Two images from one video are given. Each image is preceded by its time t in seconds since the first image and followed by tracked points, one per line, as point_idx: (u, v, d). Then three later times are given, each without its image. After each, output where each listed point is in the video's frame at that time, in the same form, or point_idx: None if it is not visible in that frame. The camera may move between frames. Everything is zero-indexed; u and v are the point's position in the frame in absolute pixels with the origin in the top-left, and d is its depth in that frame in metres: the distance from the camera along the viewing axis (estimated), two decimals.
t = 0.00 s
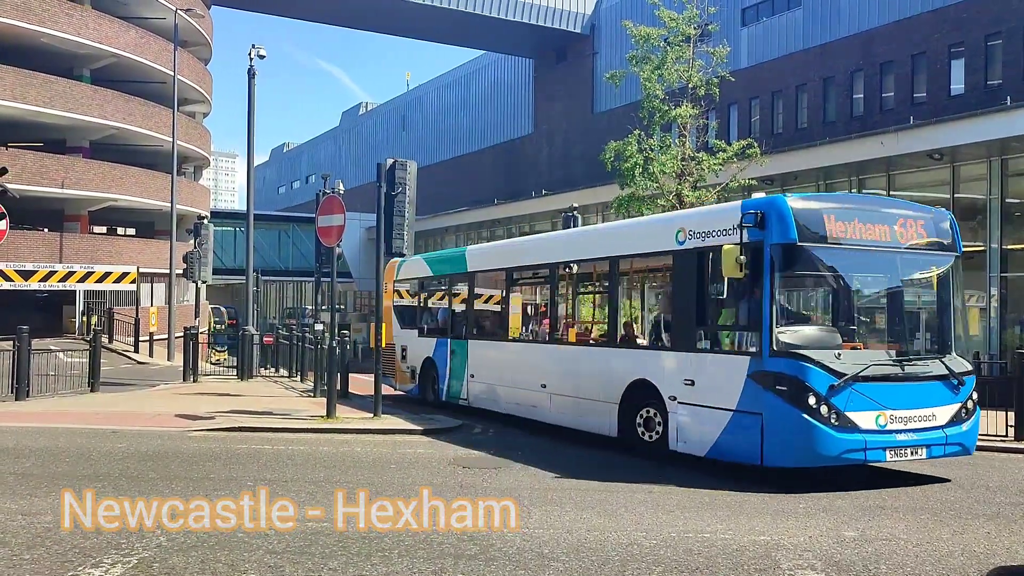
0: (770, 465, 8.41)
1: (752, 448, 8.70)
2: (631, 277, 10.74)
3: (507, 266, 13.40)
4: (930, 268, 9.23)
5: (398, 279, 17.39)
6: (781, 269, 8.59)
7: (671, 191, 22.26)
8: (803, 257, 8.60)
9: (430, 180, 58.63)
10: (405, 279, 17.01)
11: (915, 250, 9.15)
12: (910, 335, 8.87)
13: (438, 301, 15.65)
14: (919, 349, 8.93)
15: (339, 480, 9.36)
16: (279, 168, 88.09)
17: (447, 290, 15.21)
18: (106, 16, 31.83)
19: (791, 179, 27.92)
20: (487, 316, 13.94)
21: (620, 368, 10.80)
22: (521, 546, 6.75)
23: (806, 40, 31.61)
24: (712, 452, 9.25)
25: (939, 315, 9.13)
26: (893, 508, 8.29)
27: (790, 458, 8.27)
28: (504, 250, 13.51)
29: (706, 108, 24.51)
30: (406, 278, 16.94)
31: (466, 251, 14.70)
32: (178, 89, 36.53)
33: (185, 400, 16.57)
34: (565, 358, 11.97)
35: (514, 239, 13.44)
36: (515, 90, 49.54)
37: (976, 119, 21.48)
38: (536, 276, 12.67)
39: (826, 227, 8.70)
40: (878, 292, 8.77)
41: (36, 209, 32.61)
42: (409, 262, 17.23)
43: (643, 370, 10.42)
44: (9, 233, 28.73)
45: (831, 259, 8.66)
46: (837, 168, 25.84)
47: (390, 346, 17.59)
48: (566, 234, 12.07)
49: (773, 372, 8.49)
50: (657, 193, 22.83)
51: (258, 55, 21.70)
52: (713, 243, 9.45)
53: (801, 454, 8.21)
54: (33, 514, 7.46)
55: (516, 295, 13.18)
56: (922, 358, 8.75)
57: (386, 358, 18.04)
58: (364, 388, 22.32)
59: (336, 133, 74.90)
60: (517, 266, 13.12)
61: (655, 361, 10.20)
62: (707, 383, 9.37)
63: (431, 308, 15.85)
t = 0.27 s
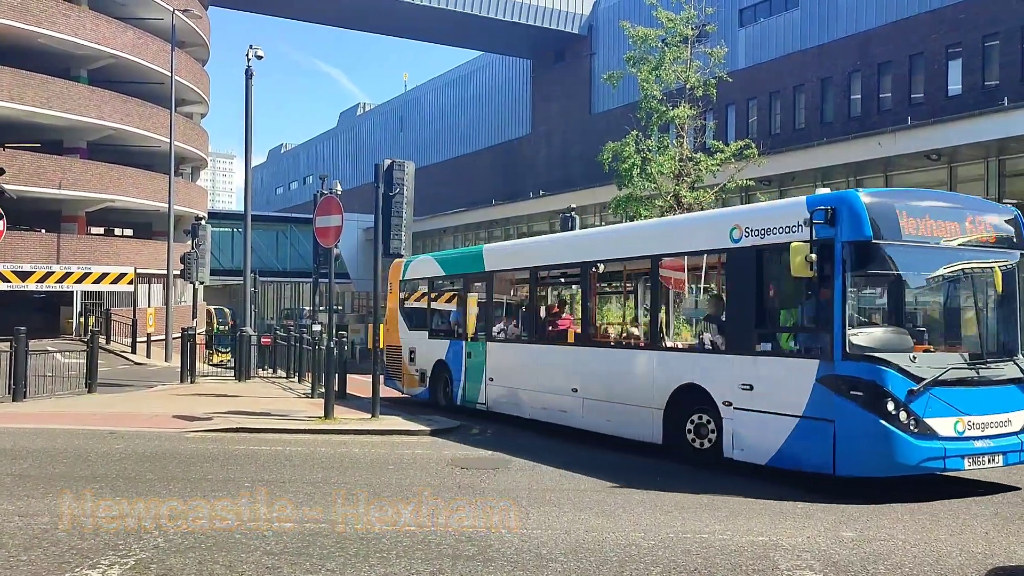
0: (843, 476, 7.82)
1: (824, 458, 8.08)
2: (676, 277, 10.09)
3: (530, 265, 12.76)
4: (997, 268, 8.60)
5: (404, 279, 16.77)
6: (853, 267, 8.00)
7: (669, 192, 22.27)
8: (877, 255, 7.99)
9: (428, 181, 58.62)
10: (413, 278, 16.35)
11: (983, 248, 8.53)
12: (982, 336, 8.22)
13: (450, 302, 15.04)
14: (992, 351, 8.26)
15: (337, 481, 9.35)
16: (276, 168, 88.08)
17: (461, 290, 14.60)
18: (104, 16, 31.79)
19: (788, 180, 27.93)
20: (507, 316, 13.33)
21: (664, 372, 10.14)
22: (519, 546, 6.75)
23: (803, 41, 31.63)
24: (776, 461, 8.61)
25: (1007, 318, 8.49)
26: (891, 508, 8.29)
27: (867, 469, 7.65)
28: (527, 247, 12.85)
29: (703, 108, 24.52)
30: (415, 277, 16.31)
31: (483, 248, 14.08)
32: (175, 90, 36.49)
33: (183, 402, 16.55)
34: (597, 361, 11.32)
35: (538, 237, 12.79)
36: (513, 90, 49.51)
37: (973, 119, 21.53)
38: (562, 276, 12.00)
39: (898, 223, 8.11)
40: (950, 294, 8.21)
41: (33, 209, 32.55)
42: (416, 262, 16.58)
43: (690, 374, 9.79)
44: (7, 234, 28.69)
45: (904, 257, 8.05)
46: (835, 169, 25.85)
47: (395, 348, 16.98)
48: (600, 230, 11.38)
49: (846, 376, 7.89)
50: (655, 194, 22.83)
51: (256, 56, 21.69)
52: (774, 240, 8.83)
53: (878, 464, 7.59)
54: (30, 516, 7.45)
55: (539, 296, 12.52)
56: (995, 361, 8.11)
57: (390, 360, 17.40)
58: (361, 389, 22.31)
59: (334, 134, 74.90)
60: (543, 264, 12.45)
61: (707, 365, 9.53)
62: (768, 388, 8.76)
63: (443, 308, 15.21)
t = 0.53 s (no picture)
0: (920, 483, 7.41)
1: (896, 465, 7.66)
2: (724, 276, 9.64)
3: (553, 264, 12.23)
4: None
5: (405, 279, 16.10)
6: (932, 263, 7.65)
7: (661, 193, 22.30)
8: (955, 251, 7.62)
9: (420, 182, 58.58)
10: (417, 278, 15.72)
11: None
12: None
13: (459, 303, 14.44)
14: None
15: (328, 483, 9.32)
16: (268, 169, 87.92)
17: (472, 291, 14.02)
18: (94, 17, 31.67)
19: (780, 181, 28.01)
20: (527, 319, 12.79)
21: (708, 376, 9.66)
22: (510, 549, 6.74)
23: (794, 43, 31.74)
24: (841, 467, 8.16)
25: None
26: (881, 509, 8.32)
27: (949, 475, 7.25)
28: (551, 246, 12.35)
29: (694, 110, 24.57)
30: (418, 277, 15.66)
31: (499, 247, 13.52)
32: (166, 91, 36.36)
33: (173, 403, 16.48)
34: (629, 365, 10.83)
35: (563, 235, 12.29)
36: (505, 91, 49.49)
37: (963, 121, 21.63)
38: (592, 275, 11.52)
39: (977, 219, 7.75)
40: None
41: (22, 211, 32.39)
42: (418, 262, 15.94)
43: (738, 377, 9.32)
44: None
45: (984, 255, 7.69)
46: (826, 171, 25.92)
47: (394, 351, 16.26)
48: (636, 226, 10.90)
49: (924, 378, 7.50)
50: (647, 196, 22.85)
51: (247, 57, 21.63)
52: (839, 236, 8.41)
53: (961, 471, 7.20)
54: (19, 519, 7.40)
55: (565, 296, 12.01)
56: None
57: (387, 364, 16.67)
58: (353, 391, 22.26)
59: (325, 135, 74.80)
60: (570, 263, 11.92)
61: (760, 369, 9.06)
62: (831, 391, 8.34)
63: (452, 310, 14.59)
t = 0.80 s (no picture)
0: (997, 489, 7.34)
1: (970, 471, 7.56)
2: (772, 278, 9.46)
3: (575, 265, 11.90)
4: None
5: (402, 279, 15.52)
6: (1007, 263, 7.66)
7: (647, 195, 22.34)
8: None
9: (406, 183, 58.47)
10: (415, 278, 15.18)
11: None
12: None
13: (465, 304, 13.97)
14: None
15: (313, 485, 9.29)
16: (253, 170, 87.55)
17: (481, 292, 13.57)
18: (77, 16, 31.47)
19: (764, 183, 28.10)
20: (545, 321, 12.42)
21: (755, 380, 9.44)
22: (496, 550, 6.74)
23: (779, 46, 31.90)
24: (906, 475, 8.05)
25: None
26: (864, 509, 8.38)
27: None
28: (571, 246, 12.04)
29: (680, 112, 24.63)
30: (417, 278, 15.09)
31: (510, 247, 13.12)
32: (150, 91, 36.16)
33: (157, 406, 16.37)
34: (662, 368, 10.54)
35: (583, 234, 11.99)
36: (492, 93, 49.48)
37: (944, 124, 21.81)
38: (619, 277, 11.22)
39: None
40: None
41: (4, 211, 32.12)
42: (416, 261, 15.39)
43: (789, 381, 9.12)
44: None
45: None
46: (811, 173, 26.01)
47: (390, 354, 15.67)
48: (671, 225, 10.65)
49: (1002, 383, 7.46)
50: (632, 198, 22.88)
51: (232, 57, 21.54)
52: (901, 238, 8.32)
53: None
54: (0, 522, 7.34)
55: (588, 298, 11.70)
56: None
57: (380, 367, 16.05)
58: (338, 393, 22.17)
59: (311, 136, 74.57)
60: (593, 262, 11.61)
61: (815, 373, 8.87)
62: (894, 396, 8.23)
63: (458, 311, 14.11)
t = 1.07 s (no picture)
0: None
1: None
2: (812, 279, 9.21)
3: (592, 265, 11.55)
4: None
5: (394, 278, 14.97)
6: None
7: (628, 198, 22.41)
8: None
9: (388, 185, 58.34)
10: (409, 278, 14.66)
11: None
12: None
13: (467, 305, 13.53)
14: None
15: (293, 489, 9.25)
16: (233, 172, 87.06)
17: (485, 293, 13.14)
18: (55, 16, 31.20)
19: (744, 185, 28.28)
20: (557, 323, 12.04)
21: (795, 385, 9.19)
22: (477, 553, 6.74)
23: (758, 50, 32.13)
24: (965, 482, 7.84)
25: None
26: (842, 509, 8.46)
27: None
28: (586, 245, 11.68)
29: (661, 115, 24.73)
30: (411, 277, 14.56)
31: (517, 247, 12.72)
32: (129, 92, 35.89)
33: (136, 409, 16.24)
34: (688, 372, 10.21)
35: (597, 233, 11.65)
36: (473, 94, 49.46)
37: (921, 128, 22.01)
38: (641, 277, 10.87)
39: None
40: None
41: None
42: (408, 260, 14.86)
43: (832, 385, 8.88)
44: None
45: None
46: (789, 176, 26.19)
47: (382, 356, 15.11)
48: (698, 224, 10.34)
49: None
50: (613, 200, 22.95)
51: (211, 58, 21.42)
52: (957, 238, 8.10)
53: None
54: None
55: (606, 299, 11.35)
56: None
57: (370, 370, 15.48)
58: (319, 396, 22.07)
59: (292, 138, 74.29)
60: (611, 263, 11.26)
61: (862, 377, 8.62)
62: (949, 401, 8.02)
63: (459, 313, 13.65)
